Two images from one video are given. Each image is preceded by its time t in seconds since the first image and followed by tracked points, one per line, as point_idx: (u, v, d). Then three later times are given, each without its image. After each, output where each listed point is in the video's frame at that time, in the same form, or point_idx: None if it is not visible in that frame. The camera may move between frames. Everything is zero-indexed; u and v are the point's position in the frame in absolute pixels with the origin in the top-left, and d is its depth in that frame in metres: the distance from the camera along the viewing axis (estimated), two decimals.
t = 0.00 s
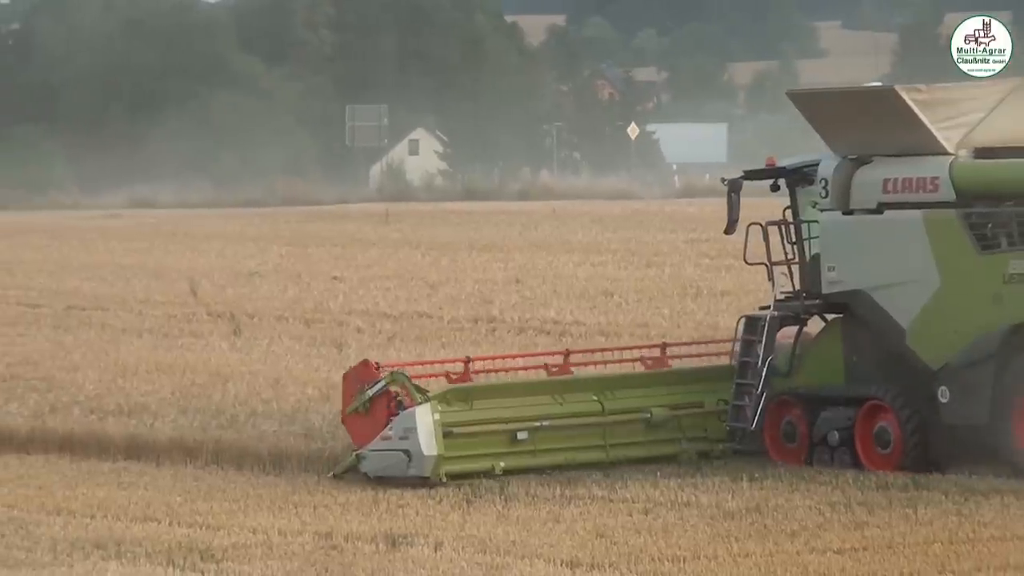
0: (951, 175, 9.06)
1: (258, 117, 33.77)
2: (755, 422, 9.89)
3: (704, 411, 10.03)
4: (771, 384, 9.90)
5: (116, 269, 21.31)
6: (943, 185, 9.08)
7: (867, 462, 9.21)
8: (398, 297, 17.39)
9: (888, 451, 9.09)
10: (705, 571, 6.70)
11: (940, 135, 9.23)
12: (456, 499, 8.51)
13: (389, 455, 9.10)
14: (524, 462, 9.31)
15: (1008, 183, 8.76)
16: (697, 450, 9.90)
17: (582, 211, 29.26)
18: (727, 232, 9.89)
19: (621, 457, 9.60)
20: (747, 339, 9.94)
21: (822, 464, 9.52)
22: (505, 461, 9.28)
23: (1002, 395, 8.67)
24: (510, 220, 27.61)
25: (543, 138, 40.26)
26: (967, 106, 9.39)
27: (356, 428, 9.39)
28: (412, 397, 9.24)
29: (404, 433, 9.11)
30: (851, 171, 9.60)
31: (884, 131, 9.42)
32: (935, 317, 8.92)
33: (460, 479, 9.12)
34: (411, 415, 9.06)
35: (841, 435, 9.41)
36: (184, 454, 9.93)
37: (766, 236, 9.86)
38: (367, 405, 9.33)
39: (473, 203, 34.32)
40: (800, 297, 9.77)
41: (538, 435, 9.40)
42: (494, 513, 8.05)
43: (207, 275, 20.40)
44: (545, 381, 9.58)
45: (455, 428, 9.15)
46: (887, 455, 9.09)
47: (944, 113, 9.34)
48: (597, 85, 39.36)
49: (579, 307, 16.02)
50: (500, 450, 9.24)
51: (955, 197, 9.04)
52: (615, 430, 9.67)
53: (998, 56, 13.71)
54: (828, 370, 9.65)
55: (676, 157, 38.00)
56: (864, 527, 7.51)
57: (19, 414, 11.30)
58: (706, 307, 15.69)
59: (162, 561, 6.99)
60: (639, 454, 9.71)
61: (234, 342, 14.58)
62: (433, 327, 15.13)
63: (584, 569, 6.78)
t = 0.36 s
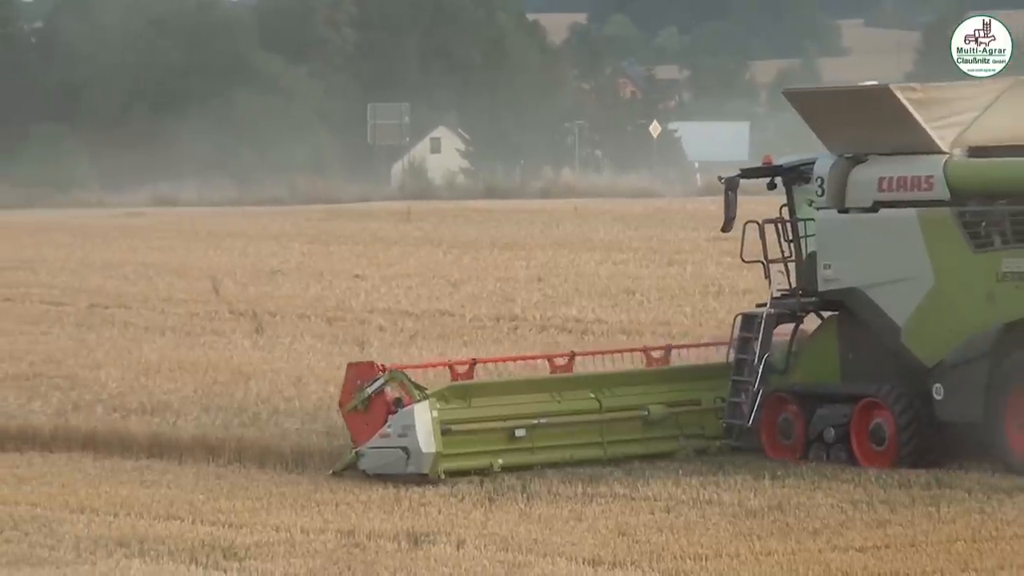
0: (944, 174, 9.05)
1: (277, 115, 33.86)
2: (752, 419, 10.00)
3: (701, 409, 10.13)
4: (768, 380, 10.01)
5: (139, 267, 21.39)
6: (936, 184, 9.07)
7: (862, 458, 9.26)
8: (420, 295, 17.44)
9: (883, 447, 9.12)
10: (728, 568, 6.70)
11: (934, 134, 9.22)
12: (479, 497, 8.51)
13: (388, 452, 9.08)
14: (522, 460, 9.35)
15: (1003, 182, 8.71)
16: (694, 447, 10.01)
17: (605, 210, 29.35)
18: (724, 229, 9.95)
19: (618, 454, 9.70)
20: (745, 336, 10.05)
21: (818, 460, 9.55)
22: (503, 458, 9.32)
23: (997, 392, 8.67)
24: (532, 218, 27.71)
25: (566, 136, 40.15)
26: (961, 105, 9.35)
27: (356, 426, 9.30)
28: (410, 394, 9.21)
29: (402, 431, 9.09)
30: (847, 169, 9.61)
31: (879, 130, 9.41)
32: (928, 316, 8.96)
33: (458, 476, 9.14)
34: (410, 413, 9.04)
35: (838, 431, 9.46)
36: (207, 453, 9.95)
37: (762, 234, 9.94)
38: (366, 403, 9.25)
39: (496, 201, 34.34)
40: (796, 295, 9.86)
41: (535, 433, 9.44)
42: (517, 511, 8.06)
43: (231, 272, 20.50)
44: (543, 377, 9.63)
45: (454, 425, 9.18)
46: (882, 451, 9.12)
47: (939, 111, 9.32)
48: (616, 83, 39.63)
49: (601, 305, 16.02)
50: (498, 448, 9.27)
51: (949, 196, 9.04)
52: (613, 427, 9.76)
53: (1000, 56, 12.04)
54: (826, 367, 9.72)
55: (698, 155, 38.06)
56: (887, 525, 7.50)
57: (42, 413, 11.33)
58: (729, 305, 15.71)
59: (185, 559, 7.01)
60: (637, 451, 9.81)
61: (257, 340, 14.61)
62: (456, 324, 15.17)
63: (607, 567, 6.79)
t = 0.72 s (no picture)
0: (940, 175, 8.97)
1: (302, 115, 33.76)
2: (748, 417, 9.91)
3: (698, 408, 10.09)
4: (765, 380, 9.92)
5: (163, 266, 21.53)
6: (933, 184, 8.99)
7: (859, 457, 9.21)
8: (443, 295, 17.46)
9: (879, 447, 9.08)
10: (750, 568, 6.70)
11: (930, 134, 9.11)
12: (501, 497, 8.51)
13: (386, 452, 9.08)
14: (520, 460, 9.34)
15: (999, 181, 8.64)
16: (692, 446, 9.96)
17: (628, 209, 29.42)
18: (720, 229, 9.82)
19: (617, 452, 9.66)
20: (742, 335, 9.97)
21: (813, 460, 9.49)
22: (502, 458, 9.30)
23: (992, 392, 8.64)
24: (553, 218, 27.79)
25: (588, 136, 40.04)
26: (956, 105, 9.24)
27: (356, 428, 9.41)
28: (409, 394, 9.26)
29: (401, 430, 9.11)
30: (842, 169, 9.50)
31: (876, 131, 9.31)
32: (923, 315, 8.91)
33: (456, 476, 9.13)
34: (408, 413, 9.05)
35: (834, 430, 9.40)
36: (229, 452, 9.97)
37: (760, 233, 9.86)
38: (366, 403, 9.35)
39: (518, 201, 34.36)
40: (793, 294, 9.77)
41: (533, 433, 9.42)
42: (538, 511, 8.06)
43: (254, 272, 20.59)
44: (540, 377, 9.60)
45: (452, 425, 9.18)
46: (878, 450, 9.08)
47: (935, 112, 9.20)
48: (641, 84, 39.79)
49: (623, 305, 16.03)
50: (497, 447, 9.25)
51: (945, 196, 8.96)
52: (611, 426, 9.73)
53: (1001, 57, 10.83)
54: (823, 366, 9.66)
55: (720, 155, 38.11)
56: (910, 525, 7.49)
57: (66, 412, 11.37)
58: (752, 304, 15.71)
59: (207, 559, 7.02)
60: (636, 451, 9.77)
61: (279, 340, 14.65)
62: (478, 324, 15.17)
63: (628, 567, 6.80)
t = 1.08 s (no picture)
0: (931, 175, 9.04)
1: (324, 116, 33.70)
2: (741, 416, 10.03)
3: (693, 408, 10.15)
4: (759, 379, 10.05)
5: (184, 266, 21.60)
6: (924, 185, 9.06)
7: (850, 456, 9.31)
8: (463, 295, 17.47)
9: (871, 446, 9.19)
10: (770, 567, 6.70)
11: (922, 136, 9.19)
12: (522, 497, 8.52)
13: (382, 452, 9.18)
14: (516, 460, 9.39)
15: (993, 182, 8.70)
16: (687, 446, 10.03)
17: (648, 210, 29.44)
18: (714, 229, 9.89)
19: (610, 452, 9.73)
20: (735, 335, 10.10)
21: (807, 458, 9.60)
22: (498, 457, 9.36)
23: (981, 393, 8.68)
24: (572, 218, 27.83)
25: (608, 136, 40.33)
26: (949, 107, 9.33)
27: (355, 429, 9.48)
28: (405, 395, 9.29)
29: (398, 430, 9.19)
30: (836, 170, 9.60)
31: (868, 132, 9.39)
32: (914, 314, 8.98)
33: (452, 475, 9.19)
34: (405, 413, 9.12)
35: (827, 429, 9.49)
36: (250, 452, 9.98)
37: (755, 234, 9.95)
38: (363, 404, 9.43)
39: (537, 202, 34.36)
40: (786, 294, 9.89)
41: (528, 433, 9.49)
42: (558, 511, 8.07)
43: (274, 272, 20.66)
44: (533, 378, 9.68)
45: (448, 425, 9.24)
46: (871, 448, 9.19)
47: (926, 114, 9.29)
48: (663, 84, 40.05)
49: (642, 305, 16.04)
50: (492, 447, 9.32)
51: (936, 197, 9.03)
52: (605, 427, 9.79)
53: (1002, 57, 10.22)
54: (819, 363, 9.74)
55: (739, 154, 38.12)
56: (931, 525, 7.49)
57: (87, 412, 11.40)
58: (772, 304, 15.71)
59: (227, 559, 7.04)
60: (630, 450, 9.85)
61: (300, 339, 14.68)
62: (497, 324, 15.18)
63: (647, 566, 6.81)
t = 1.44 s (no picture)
0: (926, 174, 9.17)
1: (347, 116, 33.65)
2: (737, 414, 10.15)
3: (689, 406, 10.32)
4: (756, 377, 10.19)
5: (204, 266, 21.51)
6: (919, 184, 9.19)
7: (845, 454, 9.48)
8: (483, 295, 17.40)
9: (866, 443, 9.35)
10: (792, 567, 6.68)
11: (916, 135, 9.32)
12: (543, 496, 8.50)
13: (379, 450, 9.33)
14: (513, 456, 9.51)
15: (984, 181, 8.89)
16: (684, 444, 10.20)
17: (668, 209, 29.28)
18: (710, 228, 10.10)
19: (609, 451, 9.88)
20: (732, 333, 10.21)
21: (803, 455, 9.80)
22: (495, 455, 9.48)
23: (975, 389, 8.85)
24: (594, 217, 27.66)
25: (629, 135, 40.74)
26: (941, 107, 9.46)
27: (352, 426, 9.60)
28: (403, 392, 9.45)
29: (395, 429, 9.35)
30: (831, 170, 9.72)
31: (862, 132, 9.50)
32: (908, 313, 9.16)
33: (450, 473, 9.32)
34: (403, 410, 9.30)
35: (822, 427, 9.70)
36: (270, 452, 10.01)
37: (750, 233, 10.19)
38: (360, 402, 9.56)
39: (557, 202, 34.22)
40: (782, 293, 10.08)
41: (525, 431, 9.61)
42: (579, 510, 8.06)
43: (294, 271, 20.58)
44: (529, 377, 9.77)
45: (445, 423, 9.37)
46: (866, 445, 9.34)
47: (920, 114, 9.41)
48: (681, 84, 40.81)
49: (663, 304, 15.98)
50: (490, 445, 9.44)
51: (930, 195, 9.17)
52: (603, 425, 9.94)
53: (1001, 56, 10.54)
54: (813, 363, 9.93)
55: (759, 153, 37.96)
56: (953, 524, 7.47)
57: (109, 411, 11.43)
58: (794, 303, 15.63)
59: (248, 558, 7.04)
60: (627, 448, 10.01)
61: (321, 339, 14.68)
62: (518, 324, 15.14)
63: (668, 566, 6.79)
